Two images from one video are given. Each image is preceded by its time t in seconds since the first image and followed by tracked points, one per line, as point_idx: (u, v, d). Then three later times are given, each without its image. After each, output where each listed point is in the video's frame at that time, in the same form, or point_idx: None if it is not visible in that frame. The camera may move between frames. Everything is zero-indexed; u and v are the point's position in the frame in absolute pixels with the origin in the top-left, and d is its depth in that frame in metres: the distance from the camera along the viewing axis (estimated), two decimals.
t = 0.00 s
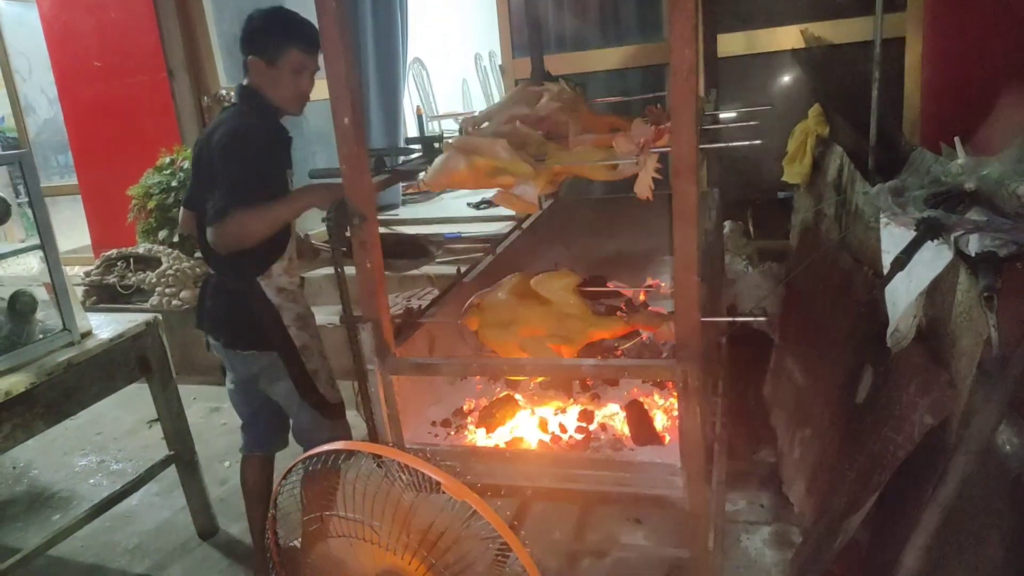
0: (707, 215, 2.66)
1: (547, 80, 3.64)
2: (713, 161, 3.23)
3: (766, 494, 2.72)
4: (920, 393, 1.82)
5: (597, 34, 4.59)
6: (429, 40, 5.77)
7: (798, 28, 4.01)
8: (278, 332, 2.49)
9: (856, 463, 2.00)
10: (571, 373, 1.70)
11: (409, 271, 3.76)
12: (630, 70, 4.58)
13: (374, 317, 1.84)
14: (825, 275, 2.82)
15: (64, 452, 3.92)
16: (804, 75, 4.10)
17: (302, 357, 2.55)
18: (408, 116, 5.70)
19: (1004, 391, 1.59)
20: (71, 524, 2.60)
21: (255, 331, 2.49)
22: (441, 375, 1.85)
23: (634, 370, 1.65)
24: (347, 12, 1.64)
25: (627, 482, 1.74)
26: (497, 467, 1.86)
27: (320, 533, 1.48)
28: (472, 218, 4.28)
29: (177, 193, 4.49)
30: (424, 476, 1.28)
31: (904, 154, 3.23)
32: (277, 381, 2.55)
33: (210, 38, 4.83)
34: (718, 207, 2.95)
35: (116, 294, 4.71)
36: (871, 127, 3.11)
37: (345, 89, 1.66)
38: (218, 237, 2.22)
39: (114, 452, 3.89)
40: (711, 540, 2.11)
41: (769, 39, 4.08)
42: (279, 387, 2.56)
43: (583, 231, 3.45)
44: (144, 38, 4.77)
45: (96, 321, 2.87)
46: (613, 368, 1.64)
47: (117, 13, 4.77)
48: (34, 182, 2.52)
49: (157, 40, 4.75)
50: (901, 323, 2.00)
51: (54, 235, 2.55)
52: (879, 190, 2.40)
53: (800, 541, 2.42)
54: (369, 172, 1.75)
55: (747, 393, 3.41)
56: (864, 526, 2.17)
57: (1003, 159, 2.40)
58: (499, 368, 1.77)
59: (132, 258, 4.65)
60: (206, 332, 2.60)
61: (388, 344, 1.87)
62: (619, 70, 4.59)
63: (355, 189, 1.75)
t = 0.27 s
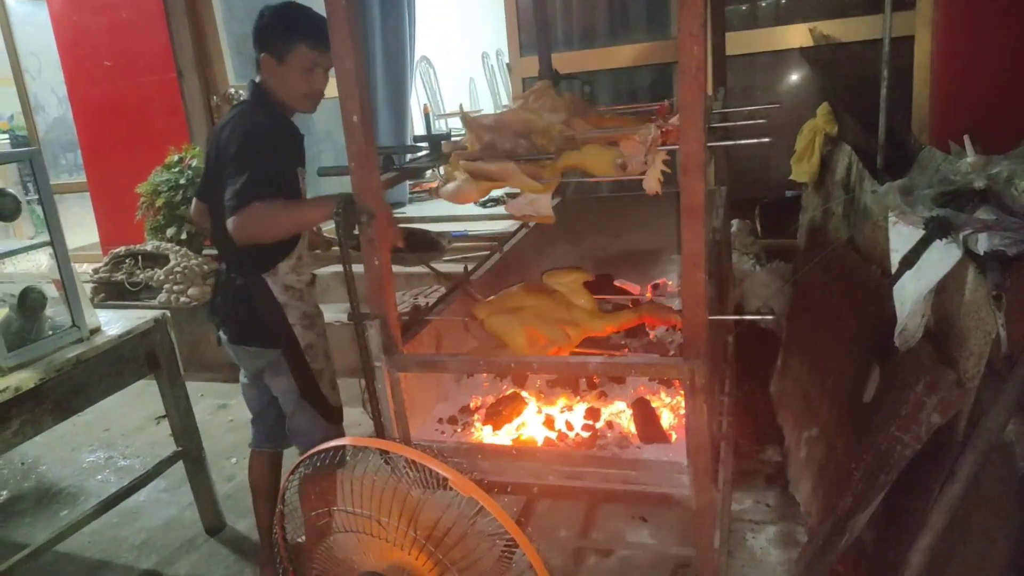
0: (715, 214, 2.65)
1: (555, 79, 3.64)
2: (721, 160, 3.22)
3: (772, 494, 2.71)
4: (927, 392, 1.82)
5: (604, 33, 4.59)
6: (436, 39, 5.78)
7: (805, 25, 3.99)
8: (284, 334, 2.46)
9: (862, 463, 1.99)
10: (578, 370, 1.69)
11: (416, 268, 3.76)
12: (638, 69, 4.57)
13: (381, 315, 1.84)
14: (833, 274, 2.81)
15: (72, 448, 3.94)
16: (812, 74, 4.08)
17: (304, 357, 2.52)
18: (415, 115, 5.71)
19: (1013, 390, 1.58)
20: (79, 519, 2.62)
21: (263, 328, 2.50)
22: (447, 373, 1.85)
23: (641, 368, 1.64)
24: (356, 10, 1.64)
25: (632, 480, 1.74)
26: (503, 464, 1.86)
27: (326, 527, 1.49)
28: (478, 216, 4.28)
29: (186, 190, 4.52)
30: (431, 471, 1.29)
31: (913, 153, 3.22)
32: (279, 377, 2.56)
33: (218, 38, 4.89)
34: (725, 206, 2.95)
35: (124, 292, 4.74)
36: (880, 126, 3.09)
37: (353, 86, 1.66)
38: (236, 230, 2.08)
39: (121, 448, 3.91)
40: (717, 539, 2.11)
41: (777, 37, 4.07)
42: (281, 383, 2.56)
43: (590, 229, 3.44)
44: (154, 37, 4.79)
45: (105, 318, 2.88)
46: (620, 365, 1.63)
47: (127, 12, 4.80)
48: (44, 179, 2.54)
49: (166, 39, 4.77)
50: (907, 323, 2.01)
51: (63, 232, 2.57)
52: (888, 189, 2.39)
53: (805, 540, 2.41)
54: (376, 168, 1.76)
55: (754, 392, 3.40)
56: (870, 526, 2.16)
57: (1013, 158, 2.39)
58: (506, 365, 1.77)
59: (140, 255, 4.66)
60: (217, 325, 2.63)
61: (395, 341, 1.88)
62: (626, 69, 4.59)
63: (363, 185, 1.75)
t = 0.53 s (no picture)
0: (710, 214, 2.66)
1: (552, 80, 3.66)
2: (717, 161, 3.24)
3: (766, 493, 2.73)
4: (919, 392, 1.84)
5: (601, 34, 4.61)
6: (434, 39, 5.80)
7: (802, 28, 4.01)
8: (286, 334, 2.51)
9: (856, 462, 2.01)
10: (574, 370, 1.71)
11: (412, 268, 3.77)
12: (634, 70, 4.59)
13: (378, 314, 1.86)
14: (827, 274, 2.83)
15: (68, 446, 3.94)
16: (807, 76, 4.11)
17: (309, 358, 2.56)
18: (413, 115, 5.73)
19: (1003, 390, 1.60)
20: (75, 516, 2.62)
21: (261, 327, 2.51)
22: (444, 372, 1.86)
23: (636, 368, 1.66)
24: (354, 11, 1.65)
25: (628, 479, 1.75)
26: (499, 462, 1.87)
27: (323, 524, 1.49)
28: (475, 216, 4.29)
29: (183, 189, 4.51)
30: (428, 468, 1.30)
31: (907, 155, 3.24)
32: (280, 376, 2.57)
33: (216, 33, 4.89)
34: (721, 207, 2.96)
35: (121, 290, 4.74)
36: (874, 129, 3.11)
37: (352, 87, 1.67)
38: (280, 235, 2.11)
39: (118, 446, 3.92)
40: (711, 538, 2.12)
41: (773, 40, 4.09)
42: (281, 381, 2.58)
43: (586, 230, 3.45)
44: (151, 36, 4.80)
45: (101, 316, 2.89)
46: (615, 365, 1.64)
47: (125, 11, 4.80)
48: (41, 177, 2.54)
49: (164, 39, 4.78)
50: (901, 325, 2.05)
51: (61, 231, 2.58)
52: (882, 191, 2.41)
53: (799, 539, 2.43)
54: (375, 168, 1.77)
55: (748, 392, 3.42)
56: (863, 524, 2.18)
57: (1006, 160, 2.41)
58: (502, 365, 1.78)
59: (137, 253, 4.70)
60: (216, 324, 2.63)
61: (391, 339, 1.89)
62: (623, 70, 4.61)
63: (361, 185, 1.76)
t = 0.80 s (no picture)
0: (707, 208, 2.66)
1: (549, 74, 3.65)
2: (714, 155, 3.23)
3: (762, 487, 2.73)
4: (915, 385, 1.84)
5: (598, 28, 4.60)
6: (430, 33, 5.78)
7: (799, 22, 4.03)
8: (281, 330, 2.52)
9: (852, 455, 2.02)
10: (570, 364, 1.71)
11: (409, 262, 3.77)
12: (631, 64, 4.58)
13: (374, 308, 1.85)
14: (824, 268, 2.83)
15: (65, 442, 3.94)
16: (804, 70, 4.11)
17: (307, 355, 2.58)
18: (409, 109, 5.72)
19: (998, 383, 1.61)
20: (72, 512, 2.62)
21: (257, 322, 2.50)
22: (441, 366, 1.86)
23: (632, 361, 1.65)
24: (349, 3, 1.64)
25: (624, 473, 1.75)
26: (496, 456, 1.87)
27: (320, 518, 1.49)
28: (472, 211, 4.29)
29: (178, 184, 4.51)
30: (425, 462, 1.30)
31: (904, 149, 3.24)
32: (277, 372, 2.58)
33: (210, 26, 4.85)
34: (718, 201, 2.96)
35: (116, 285, 4.73)
36: (871, 123, 3.11)
37: (347, 81, 1.67)
38: (292, 232, 2.09)
39: (115, 441, 3.91)
40: (708, 530, 2.13)
41: (770, 34, 4.09)
42: (278, 377, 2.58)
43: (584, 225, 3.45)
44: (146, 30, 4.78)
45: (97, 311, 2.88)
46: (611, 359, 1.64)
47: (119, 5, 4.78)
48: (36, 172, 2.53)
49: (159, 33, 4.77)
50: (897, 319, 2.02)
51: (55, 226, 2.57)
52: (879, 184, 2.41)
53: (795, 532, 2.44)
54: (370, 162, 1.76)
55: (745, 386, 3.42)
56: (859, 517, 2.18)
57: (1002, 154, 2.41)
58: (499, 359, 1.78)
59: (133, 249, 4.70)
60: (214, 318, 2.63)
61: (388, 334, 1.88)
62: (620, 64, 4.61)
63: (356, 178, 1.76)
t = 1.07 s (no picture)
0: (710, 200, 2.65)
1: (550, 66, 3.63)
2: (717, 147, 3.21)
3: (766, 480, 2.73)
4: (920, 377, 1.83)
5: (599, 19, 4.57)
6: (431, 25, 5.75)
7: (802, 13, 4.00)
8: (289, 321, 2.51)
9: (857, 448, 2.01)
10: (573, 356, 1.70)
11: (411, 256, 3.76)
12: (633, 56, 4.56)
13: (375, 301, 1.84)
14: (828, 260, 2.82)
15: (67, 436, 3.94)
16: (807, 62, 4.09)
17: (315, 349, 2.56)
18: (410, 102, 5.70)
19: (1003, 374, 1.60)
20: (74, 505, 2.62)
21: (260, 315, 2.50)
22: (443, 359, 1.86)
23: (636, 354, 1.65)
24: None
25: (628, 466, 1.75)
26: (499, 450, 1.86)
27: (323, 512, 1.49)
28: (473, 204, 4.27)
29: (179, 177, 4.50)
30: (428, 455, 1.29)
31: (907, 140, 3.22)
32: (283, 365, 2.57)
33: (210, 25, 4.84)
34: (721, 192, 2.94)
35: (118, 279, 4.72)
36: (874, 114, 3.09)
37: (348, 72, 1.65)
38: (288, 225, 2.11)
39: (117, 435, 3.91)
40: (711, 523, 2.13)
41: (772, 24, 4.06)
42: (284, 371, 2.57)
43: (586, 217, 3.43)
44: (146, 23, 4.76)
45: (98, 305, 2.87)
46: (615, 351, 1.63)
47: None
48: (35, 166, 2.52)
49: (159, 26, 4.74)
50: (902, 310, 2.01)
51: (56, 219, 2.56)
52: (883, 175, 2.39)
53: (799, 525, 2.43)
54: (371, 154, 1.75)
55: (748, 379, 3.41)
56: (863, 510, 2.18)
57: (1007, 144, 2.39)
58: (501, 351, 1.77)
59: (134, 243, 4.67)
60: (217, 312, 2.62)
61: (390, 327, 1.88)
62: (621, 56, 4.58)
63: (357, 170, 1.75)
